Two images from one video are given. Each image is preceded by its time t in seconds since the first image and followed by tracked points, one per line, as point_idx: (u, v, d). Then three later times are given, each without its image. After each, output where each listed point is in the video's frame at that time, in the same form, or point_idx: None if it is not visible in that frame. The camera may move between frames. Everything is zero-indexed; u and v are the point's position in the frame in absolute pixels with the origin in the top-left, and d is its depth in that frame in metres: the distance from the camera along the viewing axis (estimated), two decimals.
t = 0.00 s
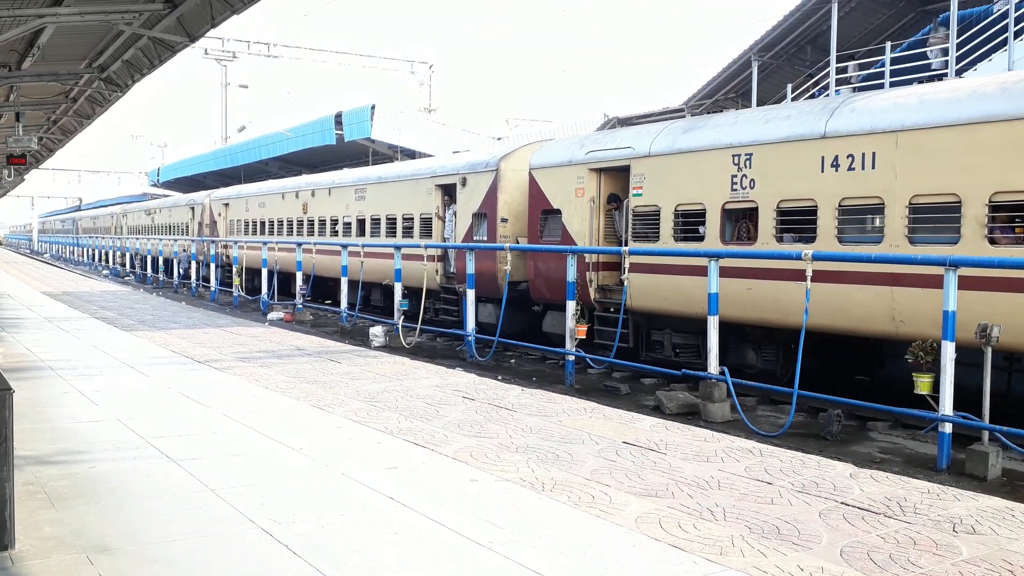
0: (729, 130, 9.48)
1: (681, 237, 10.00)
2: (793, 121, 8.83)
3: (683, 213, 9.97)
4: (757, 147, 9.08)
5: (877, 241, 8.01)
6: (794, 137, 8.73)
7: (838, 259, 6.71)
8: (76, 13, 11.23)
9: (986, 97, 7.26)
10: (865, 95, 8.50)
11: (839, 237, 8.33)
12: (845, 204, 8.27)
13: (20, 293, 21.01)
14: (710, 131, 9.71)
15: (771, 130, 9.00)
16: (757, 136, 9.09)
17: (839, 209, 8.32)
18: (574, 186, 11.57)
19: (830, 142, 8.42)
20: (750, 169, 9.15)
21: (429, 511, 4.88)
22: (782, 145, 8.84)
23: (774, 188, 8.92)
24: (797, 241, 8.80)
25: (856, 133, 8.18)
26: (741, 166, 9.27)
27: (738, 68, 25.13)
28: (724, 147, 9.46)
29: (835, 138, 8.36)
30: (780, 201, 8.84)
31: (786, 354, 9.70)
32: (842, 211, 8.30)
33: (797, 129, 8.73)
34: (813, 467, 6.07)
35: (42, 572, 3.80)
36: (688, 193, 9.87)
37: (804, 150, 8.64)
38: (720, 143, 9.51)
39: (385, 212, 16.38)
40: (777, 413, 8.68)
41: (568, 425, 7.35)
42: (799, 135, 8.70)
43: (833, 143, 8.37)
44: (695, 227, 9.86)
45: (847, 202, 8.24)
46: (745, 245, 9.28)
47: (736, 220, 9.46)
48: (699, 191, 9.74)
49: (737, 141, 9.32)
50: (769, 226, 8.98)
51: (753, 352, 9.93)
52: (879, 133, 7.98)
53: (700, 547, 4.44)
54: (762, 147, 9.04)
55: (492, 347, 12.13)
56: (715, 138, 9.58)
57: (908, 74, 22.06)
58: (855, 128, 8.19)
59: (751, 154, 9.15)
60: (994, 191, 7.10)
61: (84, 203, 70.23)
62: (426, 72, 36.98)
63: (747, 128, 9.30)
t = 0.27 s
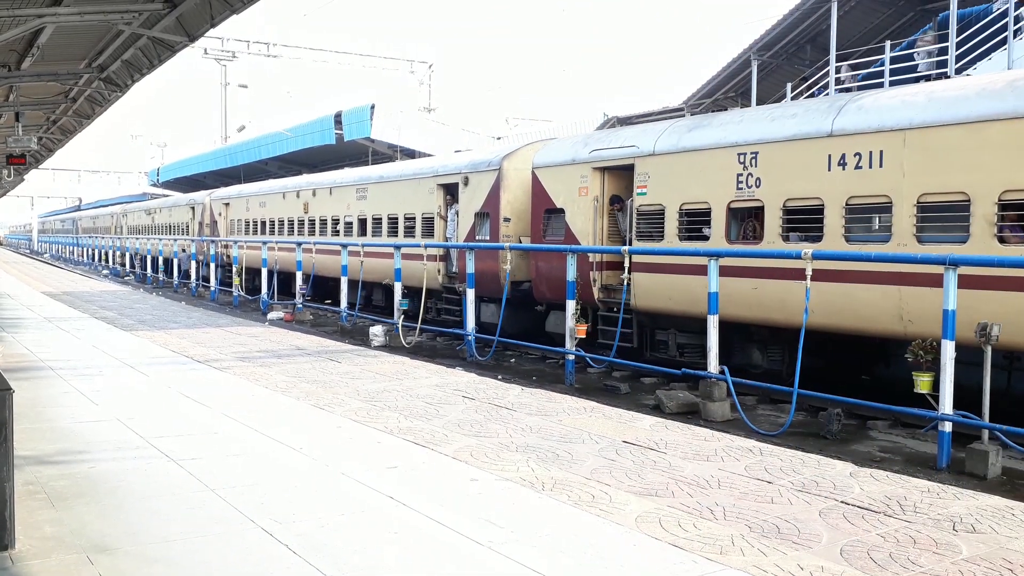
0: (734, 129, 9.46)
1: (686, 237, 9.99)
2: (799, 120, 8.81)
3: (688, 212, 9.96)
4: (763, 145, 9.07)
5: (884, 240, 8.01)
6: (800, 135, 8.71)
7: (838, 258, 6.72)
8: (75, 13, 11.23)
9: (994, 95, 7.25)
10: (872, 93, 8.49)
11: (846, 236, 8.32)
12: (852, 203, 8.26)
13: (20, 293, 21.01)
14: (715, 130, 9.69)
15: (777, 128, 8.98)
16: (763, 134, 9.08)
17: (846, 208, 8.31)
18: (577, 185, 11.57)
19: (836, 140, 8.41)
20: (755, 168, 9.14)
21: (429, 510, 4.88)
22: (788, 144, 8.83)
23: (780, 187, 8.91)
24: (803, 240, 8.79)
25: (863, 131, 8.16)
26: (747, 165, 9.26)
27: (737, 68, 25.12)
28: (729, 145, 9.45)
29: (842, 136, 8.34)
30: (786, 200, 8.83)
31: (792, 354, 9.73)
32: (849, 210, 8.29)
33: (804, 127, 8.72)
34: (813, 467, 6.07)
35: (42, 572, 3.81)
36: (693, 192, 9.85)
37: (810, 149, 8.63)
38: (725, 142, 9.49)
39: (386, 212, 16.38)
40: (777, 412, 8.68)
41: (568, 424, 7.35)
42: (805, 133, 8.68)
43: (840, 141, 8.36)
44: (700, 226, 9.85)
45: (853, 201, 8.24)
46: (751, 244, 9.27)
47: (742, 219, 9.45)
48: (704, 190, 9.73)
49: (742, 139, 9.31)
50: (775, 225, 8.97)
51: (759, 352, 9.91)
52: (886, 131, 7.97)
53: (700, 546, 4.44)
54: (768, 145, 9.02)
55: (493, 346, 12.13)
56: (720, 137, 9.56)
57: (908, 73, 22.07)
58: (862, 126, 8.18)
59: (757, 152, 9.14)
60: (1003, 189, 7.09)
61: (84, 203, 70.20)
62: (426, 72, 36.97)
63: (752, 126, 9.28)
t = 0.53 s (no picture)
0: (741, 128, 9.46)
1: (692, 238, 9.99)
2: (806, 119, 8.81)
3: (694, 212, 9.95)
4: (770, 145, 9.07)
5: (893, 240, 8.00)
6: (807, 135, 8.71)
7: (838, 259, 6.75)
8: (76, 14, 11.23)
9: (1004, 94, 7.23)
10: (880, 92, 8.47)
11: (854, 236, 8.31)
12: (860, 203, 8.25)
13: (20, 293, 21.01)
14: (721, 130, 9.69)
15: (784, 128, 8.98)
16: (770, 134, 9.07)
17: (854, 208, 8.30)
18: (581, 185, 11.56)
19: (844, 140, 8.40)
20: (762, 167, 9.14)
21: (430, 511, 4.88)
22: (795, 143, 8.83)
23: (787, 187, 8.90)
24: (811, 241, 8.78)
25: (871, 131, 8.15)
26: (753, 165, 9.26)
27: (738, 68, 25.12)
28: (736, 145, 9.44)
29: (850, 136, 8.34)
30: (794, 200, 8.82)
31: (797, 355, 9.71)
32: (857, 210, 8.28)
33: (811, 127, 8.72)
34: (813, 467, 6.06)
35: (43, 572, 3.80)
36: (699, 192, 9.84)
37: (817, 148, 8.62)
38: (731, 141, 9.49)
39: (389, 212, 16.38)
40: (777, 413, 8.68)
41: (569, 424, 7.35)
42: (812, 133, 8.68)
43: (847, 141, 8.35)
44: (706, 227, 9.84)
45: (862, 201, 8.23)
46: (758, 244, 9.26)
47: (749, 219, 9.44)
48: (710, 190, 9.72)
49: (749, 139, 9.30)
50: (782, 225, 8.96)
51: (766, 354, 9.93)
52: (894, 130, 7.96)
53: (701, 546, 4.44)
54: (775, 145, 9.02)
55: (493, 347, 12.13)
56: (726, 136, 9.56)
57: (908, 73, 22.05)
58: (870, 125, 8.17)
59: (764, 152, 9.14)
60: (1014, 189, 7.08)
61: (84, 204, 70.19)
62: (426, 72, 36.97)
63: (759, 126, 9.28)
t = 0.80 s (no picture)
0: (747, 127, 9.44)
1: (697, 238, 9.99)
2: (812, 118, 8.79)
3: (699, 212, 9.95)
4: (776, 144, 9.05)
5: (901, 241, 7.99)
6: (814, 133, 8.69)
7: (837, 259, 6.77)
8: (75, 13, 11.22)
9: (1014, 92, 7.19)
10: (887, 90, 8.44)
11: (862, 236, 8.29)
12: (868, 203, 8.23)
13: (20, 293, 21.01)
14: (726, 128, 9.68)
15: (790, 126, 8.96)
16: (776, 133, 9.06)
17: (862, 208, 8.28)
18: (585, 185, 11.54)
19: (851, 139, 8.37)
20: (769, 167, 9.13)
21: (429, 510, 4.88)
22: (802, 142, 8.81)
23: (793, 186, 8.89)
24: (817, 240, 8.77)
25: (879, 130, 8.12)
26: (760, 164, 9.24)
27: (737, 67, 25.13)
28: (741, 144, 9.43)
29: (857, 135, 8.32)
30: (801, 199, 8.81)
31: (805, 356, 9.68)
32: (865, 210, 8.26)
33: (818, 125, 8.69)
34: (813, 467, 6.07)
35: (43, 572, 3.81)
36: (704, 191, 9.83)
37: (824, 147, 8.60)
38: (737, 140, 9.47)
39: (390, 212, 16.38)
40: (777, 412, 8.69)
41: (569, 424, 7.35)
42: (819, 131, 8.66)
43: (855, 140, 8.33)
44: (711, 227, 9.85)
45: (870, 201, 8.21)
46: (764, 244, 9.25)
47: (755, 218, 9.43)
48: (715, 190, 9.71)
49: (755, 138, 9.29)
50: (788, 225, 8.95)
51: (772, 354, 9.88)
52: (902, 129, 7.93)
53: (701, 546, 4.44)
54: (782, 144, 9.00)
55: (493, 346, 12.13)
56: (732, 135, 9.54)
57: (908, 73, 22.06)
58: (878, 124, 8.15)
59: (770, 151, 9.12)
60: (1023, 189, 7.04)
61: (84, 204, 70.15)
62: (426, 72, 36.95)
63: (765, 125, 9.26)
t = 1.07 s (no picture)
0: (753, 126, 9.42)
1: (703, 238, 9.96)
2: (820, 117, 8.77)
3: (706, 212, 9.93)
4: (784, 143, 9.02)
5: (910, 241, 7.96)
6: (822, 133, 8.67)
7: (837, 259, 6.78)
8: (76, 14, 11.22)
9: None
10: (896, 90, 8.42)
11: (871, 236, 8.27)
12: (877, 203, 8.21)
13: (20, 294, 21.01)
14: (733, 128, 9.66)
15: (798, 126, 8.94)
16: (783, 132, 9.03)
17: (870, 208, 8.26)
18: (590, 185, 11.53)
19: (860, 138, 8.35)
20: (776, 166, 9.10)
21: (430, 511, 4.88)
22: (810, 142, 8.79)
23: (801, 186, 8.86)
24: (825, 240, 8.76)
25: (888, 130, 8.10)
26: (767, 163, 9.22)
27: (738, 68, 25.14)
28: (748, 143, 9.41)
29: (865, 134, 8.30)
30: (808, 199, 8.78)
31: (813, 359, 9.67)
32: (873, 211, 8.24)
33: (826, 125, 8.67)
34: (813, 467, 6.07)
35: (44, 573, 3.80)
36: (710, 192, 9.81)
37: (832, 147, 8.58)
38: (743, 140, 9.45)
39: (392, 213, 16.38)
40: (778, 413, 8.68)
41: (569, 424, 7.35)
42: (827, 131, 8.63)
43: (863, 139, 8.31)
44: (717, 227, 9.82)
45: (878, 201, 8.18)
46: (771, 244, 9.23)
47: (761, 219, 9.41)
48: (721, 190, 9.68)
49: (762, 137, 9.26)
50: (796, 225, 8.92)
51: (779, 356, 9.87)
52: (912, 129, 7.91)
53: (701, 546, 4.44)
54: (789, 144, 8.98)
55: (493, 347, 12.13)
56: (738, 135, 9.52)
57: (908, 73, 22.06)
58: (887, 124, 8.13)
59: (777, 151, 9.10)
60: None
61: (84, 204, 70.12)
62: (426, 72, 36.94)
63: (772, 124, 9.24)
